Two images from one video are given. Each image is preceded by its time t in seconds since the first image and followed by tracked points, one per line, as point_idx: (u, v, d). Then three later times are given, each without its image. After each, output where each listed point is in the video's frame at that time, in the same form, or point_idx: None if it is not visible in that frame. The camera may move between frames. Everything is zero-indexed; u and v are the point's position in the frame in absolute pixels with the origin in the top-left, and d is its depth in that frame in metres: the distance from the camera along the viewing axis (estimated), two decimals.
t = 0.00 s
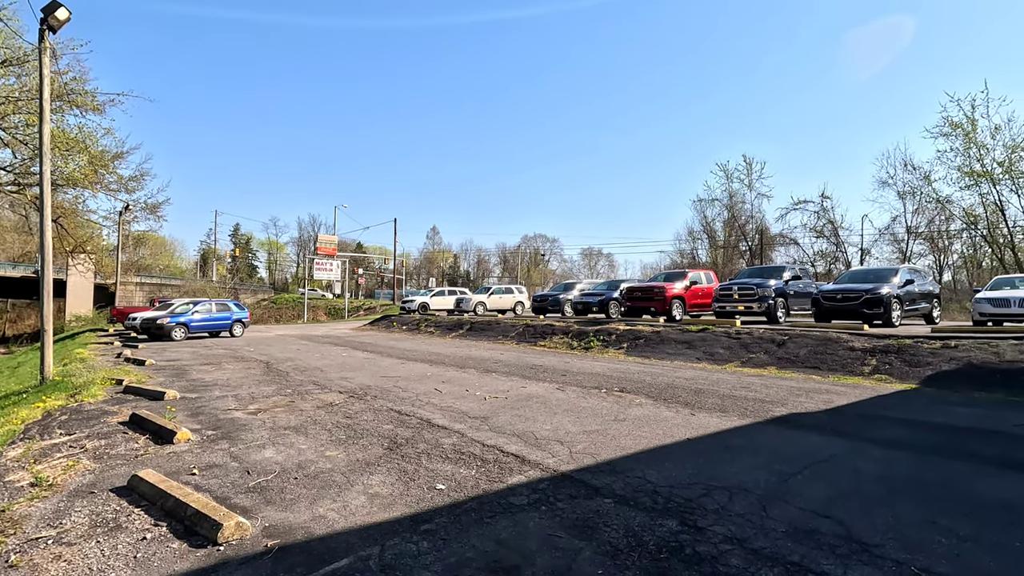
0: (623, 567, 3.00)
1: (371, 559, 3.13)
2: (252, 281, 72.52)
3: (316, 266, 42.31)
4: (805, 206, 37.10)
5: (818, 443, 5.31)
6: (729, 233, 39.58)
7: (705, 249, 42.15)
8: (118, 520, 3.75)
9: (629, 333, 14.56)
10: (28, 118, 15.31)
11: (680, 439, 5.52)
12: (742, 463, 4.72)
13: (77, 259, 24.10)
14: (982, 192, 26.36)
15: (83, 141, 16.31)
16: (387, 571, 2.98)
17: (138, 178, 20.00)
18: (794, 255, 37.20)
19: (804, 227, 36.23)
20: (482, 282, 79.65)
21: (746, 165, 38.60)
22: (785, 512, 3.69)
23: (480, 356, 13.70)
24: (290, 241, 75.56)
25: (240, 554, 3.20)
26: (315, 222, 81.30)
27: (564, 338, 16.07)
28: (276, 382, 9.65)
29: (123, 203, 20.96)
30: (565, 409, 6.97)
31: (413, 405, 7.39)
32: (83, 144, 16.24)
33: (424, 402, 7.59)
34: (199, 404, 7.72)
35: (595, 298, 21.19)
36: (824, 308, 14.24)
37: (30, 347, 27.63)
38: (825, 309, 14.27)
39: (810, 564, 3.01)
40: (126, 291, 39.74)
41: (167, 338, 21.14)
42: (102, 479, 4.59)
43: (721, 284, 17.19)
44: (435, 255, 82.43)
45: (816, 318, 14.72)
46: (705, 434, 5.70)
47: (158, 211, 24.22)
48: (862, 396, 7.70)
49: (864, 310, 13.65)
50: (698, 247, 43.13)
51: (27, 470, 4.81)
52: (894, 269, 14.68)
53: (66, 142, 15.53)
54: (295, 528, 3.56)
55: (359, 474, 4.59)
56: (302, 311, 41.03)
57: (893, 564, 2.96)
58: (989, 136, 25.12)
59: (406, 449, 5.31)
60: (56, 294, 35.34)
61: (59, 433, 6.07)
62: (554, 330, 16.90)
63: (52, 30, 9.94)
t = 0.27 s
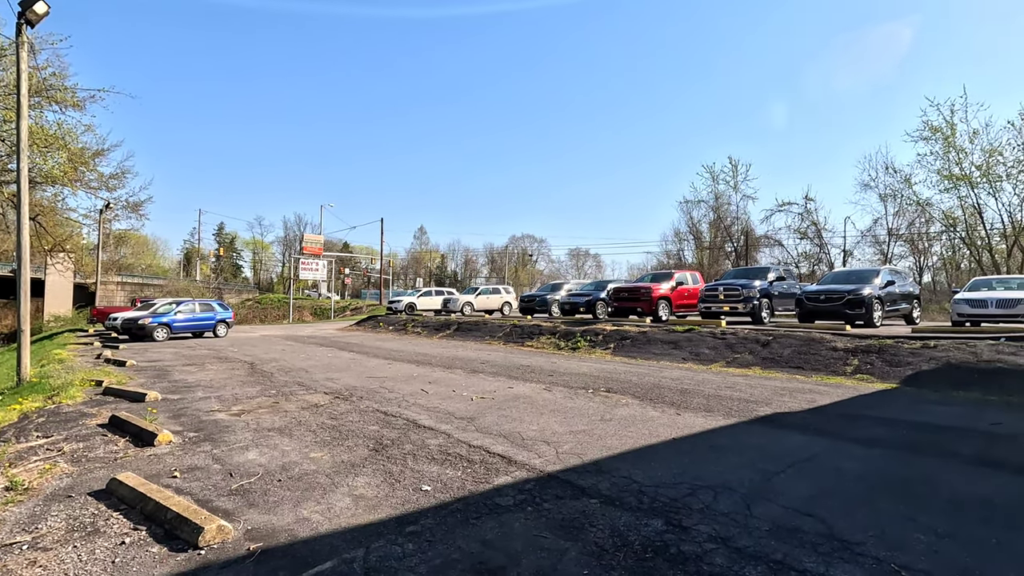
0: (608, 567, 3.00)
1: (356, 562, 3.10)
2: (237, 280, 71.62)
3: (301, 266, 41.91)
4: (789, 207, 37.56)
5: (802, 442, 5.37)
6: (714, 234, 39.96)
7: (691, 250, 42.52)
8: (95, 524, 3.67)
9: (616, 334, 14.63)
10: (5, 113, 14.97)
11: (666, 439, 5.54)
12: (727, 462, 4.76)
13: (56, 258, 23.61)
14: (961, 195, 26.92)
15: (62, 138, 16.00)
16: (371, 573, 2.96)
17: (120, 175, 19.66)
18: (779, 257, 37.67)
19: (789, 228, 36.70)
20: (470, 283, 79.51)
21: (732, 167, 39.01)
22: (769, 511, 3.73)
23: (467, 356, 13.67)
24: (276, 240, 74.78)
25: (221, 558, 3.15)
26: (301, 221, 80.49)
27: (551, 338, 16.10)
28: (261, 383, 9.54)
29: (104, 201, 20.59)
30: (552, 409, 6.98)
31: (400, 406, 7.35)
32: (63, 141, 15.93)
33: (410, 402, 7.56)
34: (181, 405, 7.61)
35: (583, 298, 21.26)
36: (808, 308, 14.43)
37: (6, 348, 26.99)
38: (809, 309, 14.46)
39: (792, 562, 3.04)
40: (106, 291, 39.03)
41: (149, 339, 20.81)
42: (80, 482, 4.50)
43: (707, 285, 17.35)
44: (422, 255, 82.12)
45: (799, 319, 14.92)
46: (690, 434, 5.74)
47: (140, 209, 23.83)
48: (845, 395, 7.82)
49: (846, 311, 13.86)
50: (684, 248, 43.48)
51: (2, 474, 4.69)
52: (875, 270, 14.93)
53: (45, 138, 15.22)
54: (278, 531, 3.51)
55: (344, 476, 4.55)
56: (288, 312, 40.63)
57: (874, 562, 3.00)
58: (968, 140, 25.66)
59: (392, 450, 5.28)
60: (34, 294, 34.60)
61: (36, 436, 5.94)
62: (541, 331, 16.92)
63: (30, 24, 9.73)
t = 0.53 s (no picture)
0: (598, 567, 2.99)
1: (344, 564, 3.06)
2: (226, 280, 70.95)
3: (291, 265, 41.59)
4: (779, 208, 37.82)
5: (791, 441, 5.40)
6: (705, 234, 40.18)
7: (682, 250, 42.69)
8: (78, 528, 3.60)
9: (607, 333, 14.65)
10: None
11: (656, 438, 5.54)
12: (717, 462, 4.77)
13: (40, 257, 23.24)
14: (947, 197, 27.26)
15: (47, 135, 15.75)
16: None
17: (106, 173, 19.39)
18: (768, 257, 37.96)
19: (778, 228, 36.97)
20: (462, 282, 79.33)
21: (722, 167, 39.22)
22: (759, 510, 3.74)
23: (458, 356, 13.62)
24: (266, 239, 74.19)
25: (207, 561, 3.10)
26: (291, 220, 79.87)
27: (542, 338, 16.09)
28: (249, 383, 9.44)
29: (90, 199, 20.29)
30: (543, 409, 6.96)
31: (390, 406, 7.30)
32: (48, 138, 15.68)
33: (400, 403, 7.51)
34: (167, 406, 7.51)
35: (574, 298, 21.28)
36: (797, 308, 14.54)
37: None
38: (798, 309, 14.57)
39: (782, 561, 3.04)
40: (92, 290, 38.51)
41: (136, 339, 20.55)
42: (63, 484, 4.42)
43: (697, 285, 17.43)
44: (413, 255, 81.86)
45: (789, 318, 15.02)
46: (681, 433, 5.75)
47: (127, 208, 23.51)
48: (833, 394, 7.88)
49: (835, 311, 13.98)
50: (675, 248, 43.67)
51: None
52: (864, 270, 15.07)
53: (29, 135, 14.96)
54: (265, 533, 3.47)
55: (332, 477, 4.51)
56: (277, 311, 40.31)
57: (862, 560, 3.01)
58: (954, 142, 25.99)
59: (381, 451, 5.23)
60: (18, 293, 34.05)
61: (18, 437, 5.83)
62: (532, 330, 16.91)
63: (13, 18, 9.55)
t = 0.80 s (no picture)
0: (593, 565, 2.98)
1: (337, 562, 3.04)
2: (220, 278, 70.59)
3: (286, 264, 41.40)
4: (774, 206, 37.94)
5: (785, 439, 5.41)
6: (700, 233, 40.30)
7: (676, 249, 42.80)
8: (67, 528, 3.56)
9: (603, 331, 14.66)
10: None
11: (651, 436, 5.53)
12: (712, 459, 4.77)
13: (32, 254, 23.04)
14: (940, 196, 27.43)
15: (38, 132, 15.58)
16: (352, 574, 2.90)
17: (98, 170, 19.22)
18: (762, 255, 38.11)
19: (773, 227, 37.10)
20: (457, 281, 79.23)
21: (717, 166, 39.32)
22: (753, 508, 3.74)
23: (453, 354, 13.59)
24: (260, 237, 73.87)
25: (198, 561, 3.07)
26: (285, 218, 79.51)
27: (537, 336, 16.08)
28: (243, 382, 9.38)
29: (82, 197, 20.11)
30: (538, 407, 6.95)
31: (384, 404, 7.27)
32: (39, 134, 15.51)
33: (395, 401, 7.48)
34: (160, 404, 7.45)
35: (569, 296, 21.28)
36: (791, 306, 14.59)
37: None
38: (792, 307, 14.62)
39: (776, 558, 3.04)
40: (85, 288, 38.23)
41: (129, 337, 20.41)
42: (53, 483, 4.37)
43: (692, 283, 17.45)
44: (409, 253, 81.73)
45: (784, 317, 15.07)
46: (676, 431, 5.75)
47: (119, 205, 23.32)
48: (827, 392, 7.91)
49: (829, 309, 14.04)
50: (670, 246, 43.77)
51: None
52: (858, 268, 15.13)
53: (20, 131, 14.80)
54: (257, 532, 3.44)
55: (326, 475, 4.48)
56: (272, 309, 40.15)
57: (856, 557, 3.02)
58: (947, 141, 26.14)
59: (375, 449, 5.21)
60: (10, 291, 33.77)
61: (7, 436, 5.76)
62: (528, 329, 16.90)
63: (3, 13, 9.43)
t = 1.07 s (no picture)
0: (588, 565, 2.96)
1: (330, 563, 3.02)
2: (214, 277, 70.19)
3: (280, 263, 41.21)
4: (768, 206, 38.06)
5: (780, 438, 5.42)
6: (695, 232, 40.41)
7: (671, 249, 42.88)
8: (56, 528, 3.52)
9: (598, 331, 14.66)
10: None
11: (646, 436, 5.53)
12: (707, 458, 4.77)
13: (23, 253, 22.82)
14: (933, 197, 27.59)
15: (30, 129, 15.41)
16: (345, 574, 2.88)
17: (91, 168, 19.06)
18: (757, 255, 38.26)
19: (767, 227, 37.25)
20: (452, 280, 79.10)
21: (712, 166, 39.44)
22: (748, 507, 3.74)
23: (448, 353, 13.55)
24: (254, 236, 73.52)
25: (189, 562, 3.04)
26: (279, 217, 79.15)
27: (533, 335, 16.07)
28: (236, 381, 9.32)
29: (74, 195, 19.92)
30: (533, 406, 6.94)
31: (379, 404, 7.24)
32: (31, 132, 15.35)
33: (389, 401, 7.44)
34: (152, 404, 7.39)
35: (564, 296, 21.29)
36: (786, 306, 14.64)
37: None
38: (787, 307, 14.67)
39: (771, 557, 3.04)
40: (77, 287, 37.93)
41: (121, 336, 20.26)
42: (42, 484, 4.32)
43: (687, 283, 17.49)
44: (404, 252, 81.56)
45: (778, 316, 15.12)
46: (671, 430, 5.75)
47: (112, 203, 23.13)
48: (821, 391, 7.93)
49: (823, 309, 14.10)
50: (664, 246, 43.87)
51: None
52: (852, 268, 15.20)
53: (11, 129, 14.64)
54: (249, 533, 3.41)
55: (319, 475, 4.45)
56: (266, 309, 39.97)
57: (850, 556, 3.02)
58: (939, 142, 26.30)
59: (369, 449, 5.18)
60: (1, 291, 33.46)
61: None
62: (523, 328, 16.88)
63: None
